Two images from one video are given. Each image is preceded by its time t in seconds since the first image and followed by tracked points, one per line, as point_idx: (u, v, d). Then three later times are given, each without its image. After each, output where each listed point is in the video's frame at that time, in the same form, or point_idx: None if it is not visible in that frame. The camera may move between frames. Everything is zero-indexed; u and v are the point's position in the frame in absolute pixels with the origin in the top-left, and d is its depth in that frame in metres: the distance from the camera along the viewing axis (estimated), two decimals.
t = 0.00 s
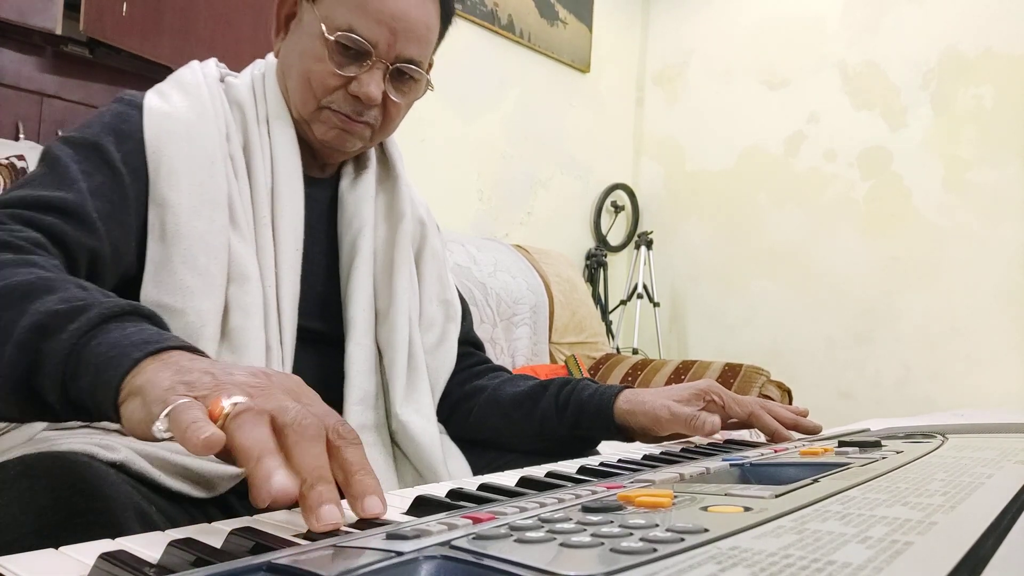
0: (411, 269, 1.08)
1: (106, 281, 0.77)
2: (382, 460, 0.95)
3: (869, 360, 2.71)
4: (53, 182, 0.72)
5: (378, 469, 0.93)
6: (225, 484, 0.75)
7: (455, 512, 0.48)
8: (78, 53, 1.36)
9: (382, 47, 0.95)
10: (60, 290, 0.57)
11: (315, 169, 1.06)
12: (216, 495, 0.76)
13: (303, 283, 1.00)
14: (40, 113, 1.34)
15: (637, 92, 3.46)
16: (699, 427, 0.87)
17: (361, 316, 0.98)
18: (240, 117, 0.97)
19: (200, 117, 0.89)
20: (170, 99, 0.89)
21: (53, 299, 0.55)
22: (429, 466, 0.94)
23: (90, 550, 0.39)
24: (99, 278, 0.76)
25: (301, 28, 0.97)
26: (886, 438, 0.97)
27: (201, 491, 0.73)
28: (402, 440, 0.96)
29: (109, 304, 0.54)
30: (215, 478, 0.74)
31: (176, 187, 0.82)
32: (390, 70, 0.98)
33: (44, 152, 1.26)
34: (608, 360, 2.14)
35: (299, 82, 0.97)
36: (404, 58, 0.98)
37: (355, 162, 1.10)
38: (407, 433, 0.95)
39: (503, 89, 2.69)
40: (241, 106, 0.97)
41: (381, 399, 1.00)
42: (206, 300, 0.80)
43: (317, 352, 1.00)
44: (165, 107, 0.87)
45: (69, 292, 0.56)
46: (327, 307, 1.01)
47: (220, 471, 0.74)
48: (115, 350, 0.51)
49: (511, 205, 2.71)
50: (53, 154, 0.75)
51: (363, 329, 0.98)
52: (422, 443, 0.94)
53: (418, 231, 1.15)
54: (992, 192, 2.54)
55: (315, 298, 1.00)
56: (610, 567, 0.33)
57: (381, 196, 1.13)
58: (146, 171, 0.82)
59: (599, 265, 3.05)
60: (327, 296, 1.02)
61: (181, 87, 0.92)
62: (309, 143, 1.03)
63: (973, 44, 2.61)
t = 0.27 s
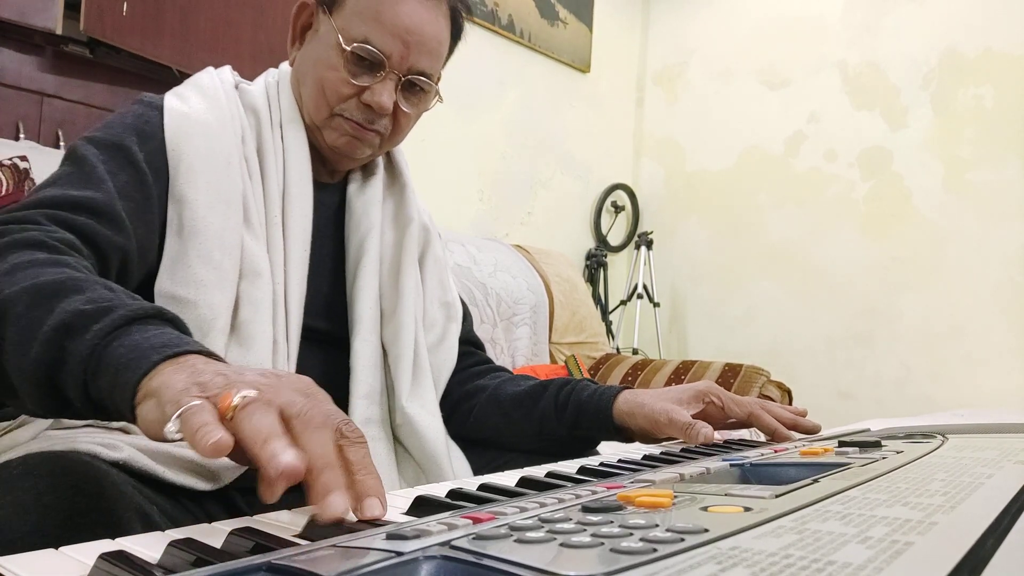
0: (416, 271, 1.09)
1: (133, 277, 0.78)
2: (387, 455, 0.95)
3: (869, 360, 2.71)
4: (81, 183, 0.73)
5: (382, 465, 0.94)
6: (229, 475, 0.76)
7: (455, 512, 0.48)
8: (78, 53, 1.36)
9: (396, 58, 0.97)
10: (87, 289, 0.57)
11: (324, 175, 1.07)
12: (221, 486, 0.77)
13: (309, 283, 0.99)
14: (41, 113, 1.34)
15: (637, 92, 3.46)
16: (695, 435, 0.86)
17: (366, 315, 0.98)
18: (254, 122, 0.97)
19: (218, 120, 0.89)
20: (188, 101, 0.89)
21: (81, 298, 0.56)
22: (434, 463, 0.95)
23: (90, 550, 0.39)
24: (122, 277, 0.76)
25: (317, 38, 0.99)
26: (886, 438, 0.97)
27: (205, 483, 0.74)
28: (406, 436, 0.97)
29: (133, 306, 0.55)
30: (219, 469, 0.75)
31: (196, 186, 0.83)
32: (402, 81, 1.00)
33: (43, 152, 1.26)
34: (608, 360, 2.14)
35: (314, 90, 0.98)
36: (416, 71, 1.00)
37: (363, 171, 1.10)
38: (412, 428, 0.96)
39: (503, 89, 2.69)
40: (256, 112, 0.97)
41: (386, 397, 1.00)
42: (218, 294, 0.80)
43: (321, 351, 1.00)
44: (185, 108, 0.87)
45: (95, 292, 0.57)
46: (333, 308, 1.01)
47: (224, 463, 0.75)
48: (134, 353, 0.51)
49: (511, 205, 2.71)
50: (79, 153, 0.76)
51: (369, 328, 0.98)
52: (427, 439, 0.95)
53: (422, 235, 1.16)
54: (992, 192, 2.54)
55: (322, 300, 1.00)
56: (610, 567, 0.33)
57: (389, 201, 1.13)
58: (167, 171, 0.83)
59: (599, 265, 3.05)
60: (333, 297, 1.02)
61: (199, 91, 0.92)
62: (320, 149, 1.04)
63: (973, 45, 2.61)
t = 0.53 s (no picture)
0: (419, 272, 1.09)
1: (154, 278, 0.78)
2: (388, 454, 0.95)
3: (869, 360, 2.71)
4: (106, 185, 0.73)
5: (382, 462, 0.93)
6: (230, 471, 0.76)
7: (456, 512, 0.48)
8: (77, 53, 1.36)
9: (401, 61, 0.99)
10: (129, 292, 0.57)
11: (327, 176, 1.07)
12: (222, 482, 0.77)
13: (312, 284, 0.99)
14: (41, 113, 1.34)
15: (637, 92, 3.46)
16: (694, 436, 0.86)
17: (369, 314, 0.98)
18: (258, 123, 0.97)
19: (225, 119, 0.90)
20: (196, 101, 0.90)
21: (124, 302, 0.56)
22: (436, 463, 0.94)
23: (90, 550, 0.39)
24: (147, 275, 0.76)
25: (323, 40, 1.00)
26: (886, 438, 0.97)
27: (206, 481, 0.74)
28: (406, 434, 0.97)
29: (176, 309, 0.55)
30: (220, 465, 0.75)
31: (206, 183, 0.83)
32: (406, 83, 1.01)
33: (43, 152, 1.26)
34: (608, 360, 2.14)
35: (318, 91, 0.99)
36: (420, 73, 1.02)
37: (365, 172, 1.11)
38: (412, 425, 0.96)
39: (503, 89, 2.69)
40: (261, 113, 0.97)
41: (387, 396, 1.00)
42: (222, 289, 0.80)
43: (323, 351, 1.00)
44: (192, 108, 0.88)
45: (136, 296, 0.57)
46: (335, 309, 1.01)
47: (224, 460, 0.75)
48: (181, 356, 0.51)
49: (511, 204, 2.71)
50: (99, 154, 0.76)
51: (372, 327, 0.98)
52: (427, 436, 0.95)
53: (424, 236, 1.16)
54: (992, 192, 2.54)
55: (325, 300, 1.00)
56: (610, 567, 0.33)
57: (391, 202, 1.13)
58: (177, 170, 0.83)
59: (599, 265, 3.04)
60: (336, 298, 1.02)
61: (206, 91, 0.92)
62: (323, 150, 1.04)
63: (973, 44, 2.61)
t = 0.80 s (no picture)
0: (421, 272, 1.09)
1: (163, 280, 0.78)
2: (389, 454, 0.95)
3: (869, 360, 2.71)
4: (115, 190, 0.73)
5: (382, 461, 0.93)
6: (230, 471, 0.76)
7: (456, 512, 0.48)
8: (77, 53, 1.36)
9: (407, 61, 0.99)
10: (149, 301, 0.57)
11: (331, 176, 1.07)
12: (223, 482, 0.76)
13: (314, 283, 0.99)
14: (40, 113, 1.34)
15: (637, 92, 3.46)
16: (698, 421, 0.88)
17: (371, 314, 0.98)
18: (262, 124, 0.97)
19: (229, 119, 0.89)
20: (200, 102, 0.89)
21: (145, 311, 0.56)
22: (437, 464, 0.94)
23: (91, 549, 0.39)
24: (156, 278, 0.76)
25: (327, 41, 1.00)
26: (886, 438, 0.97)
27: (207, 481, 0.74)
28: (407, 433, 0.97)
29: (198, 317, 0.55)
30: (220, 466, 0.74)
31: (212, 184, 0.83)
32: (411, 83, 1.01)
33: (43, 152, 1.26)
34: (608, 360, 2.14)
35: (324, 91, 0.99)
36: (425, 73, 1.02)
37: (368, 172, 1.10)
38: (414, 424, 0.96)
39: (503, 89, 2.69)
40: (265, 114, 0.97)
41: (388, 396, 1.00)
42: (224, 288, 0.80)
43: (324, 351, 1.00)
44: (197, 108, 0.88)
45: (155, 305, 0.57)
46: (337, 309, 1.02)
47: (225, 460, 0.74)
48: (204, 363, 0.51)
49: (511, 205, 2.71)
50: (105, 158, 0.75)
51: (374, 326, 0.98)
52: (428, 434, 0.95)
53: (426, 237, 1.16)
54: (992, 192, 2.54)
55: (327, 300, 1.00)
56: (610, 567, 0.33)
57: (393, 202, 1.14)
58: (183, 171, 0.83)
59: (599, 265, 3.04)
60: (338, 298, 1.02)
61: (209, 92, 0.92)
62: (327, 150, 1.04)
63: (973, 45, 2.61)
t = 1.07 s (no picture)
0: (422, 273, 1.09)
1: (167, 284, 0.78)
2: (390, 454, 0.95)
3: (869, 360, 2.71)
4: (112, 194, 0.73)
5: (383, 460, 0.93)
6: (230, 470, 0.75)
7: (456, 512, 0.48)
8: (77, 53, 1.36)
9: (408, 61, 0.99)
10: (144, 304, 0.58)
11: (334, 177, 1.07)
12: (223, 480, 0.76)
13: (314, 283, 0.99)
14: (41, 113, 1.35)
15: (637, 92, 3.46)
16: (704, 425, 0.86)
17: (372, 314, 0.98)
18: (264, 124, 0.97)
19: (231, 119, 0.90)
20: (201, 102, 0.90)
21: (141, 315, 0.56)
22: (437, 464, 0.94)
23: (91, 550, 0.39)
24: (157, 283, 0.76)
25: (329, 42, 1.00)
26: (886, 438, 0.97)
27: (207, 480, 0.74)
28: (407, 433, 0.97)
29: (192, 318, 0.56)
30: (221, 465, 0.74)
31: (212, 183, 0.83)
32: (412, 84, 1.01)
33: (43, 153, 1.26)
34: (608, 360, 2.14)
35: (326, 92, 0.99)
36: (427, 74, 1.02)
37: (370, 172, 1.11)
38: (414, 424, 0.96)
39: (503, 89, 2.69)
40: (267, 114, 0.97)
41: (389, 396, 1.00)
42: (223, 287, 0.80)
43: (325, 351, 1.00)
44: (198, 108, 0.88)
45: (151, 308, 0.57)
46: (339, 309, 1.02)
47: (225, 460, 0.74)
48: (200, 362, 0.52)
49: (511, 205, 2.71)
50: (102, 162, 0.76)
51: (375, 326, 0.98)
52: (428, 434, 0.95)
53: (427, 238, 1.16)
54: (992, 192, 2.54)
55: (328, 300, 1.01)
56: (610, 567, 0.33)
57: (394, 203, 1.14)
58: (184, 172, 0.84)
59: (599, 265, 3.05)
60: (339, 298, 1.02)
61: (211, 92, 0.92)
62: (329, 151, 1.04)
63: (973, 44, 2.61)
